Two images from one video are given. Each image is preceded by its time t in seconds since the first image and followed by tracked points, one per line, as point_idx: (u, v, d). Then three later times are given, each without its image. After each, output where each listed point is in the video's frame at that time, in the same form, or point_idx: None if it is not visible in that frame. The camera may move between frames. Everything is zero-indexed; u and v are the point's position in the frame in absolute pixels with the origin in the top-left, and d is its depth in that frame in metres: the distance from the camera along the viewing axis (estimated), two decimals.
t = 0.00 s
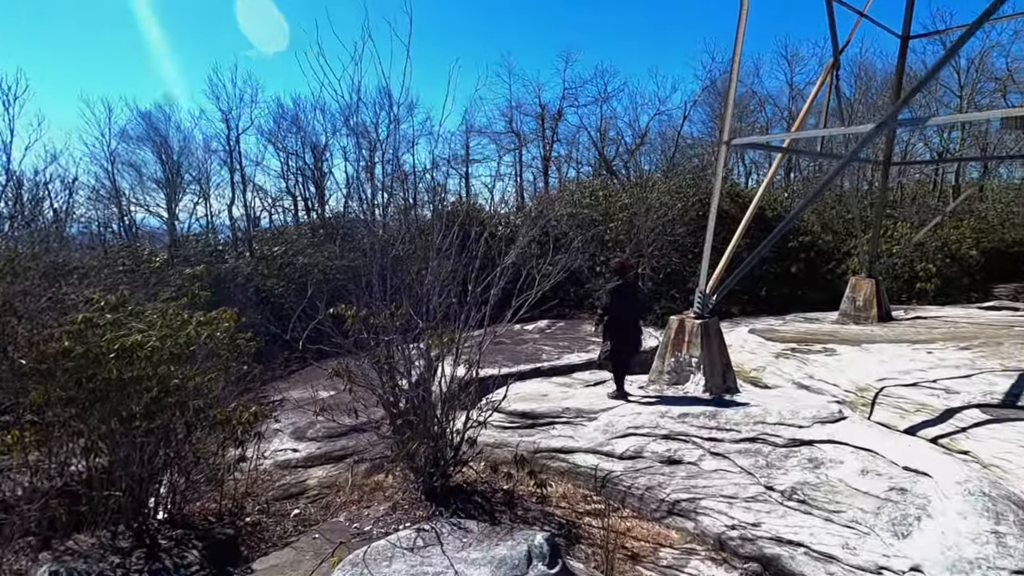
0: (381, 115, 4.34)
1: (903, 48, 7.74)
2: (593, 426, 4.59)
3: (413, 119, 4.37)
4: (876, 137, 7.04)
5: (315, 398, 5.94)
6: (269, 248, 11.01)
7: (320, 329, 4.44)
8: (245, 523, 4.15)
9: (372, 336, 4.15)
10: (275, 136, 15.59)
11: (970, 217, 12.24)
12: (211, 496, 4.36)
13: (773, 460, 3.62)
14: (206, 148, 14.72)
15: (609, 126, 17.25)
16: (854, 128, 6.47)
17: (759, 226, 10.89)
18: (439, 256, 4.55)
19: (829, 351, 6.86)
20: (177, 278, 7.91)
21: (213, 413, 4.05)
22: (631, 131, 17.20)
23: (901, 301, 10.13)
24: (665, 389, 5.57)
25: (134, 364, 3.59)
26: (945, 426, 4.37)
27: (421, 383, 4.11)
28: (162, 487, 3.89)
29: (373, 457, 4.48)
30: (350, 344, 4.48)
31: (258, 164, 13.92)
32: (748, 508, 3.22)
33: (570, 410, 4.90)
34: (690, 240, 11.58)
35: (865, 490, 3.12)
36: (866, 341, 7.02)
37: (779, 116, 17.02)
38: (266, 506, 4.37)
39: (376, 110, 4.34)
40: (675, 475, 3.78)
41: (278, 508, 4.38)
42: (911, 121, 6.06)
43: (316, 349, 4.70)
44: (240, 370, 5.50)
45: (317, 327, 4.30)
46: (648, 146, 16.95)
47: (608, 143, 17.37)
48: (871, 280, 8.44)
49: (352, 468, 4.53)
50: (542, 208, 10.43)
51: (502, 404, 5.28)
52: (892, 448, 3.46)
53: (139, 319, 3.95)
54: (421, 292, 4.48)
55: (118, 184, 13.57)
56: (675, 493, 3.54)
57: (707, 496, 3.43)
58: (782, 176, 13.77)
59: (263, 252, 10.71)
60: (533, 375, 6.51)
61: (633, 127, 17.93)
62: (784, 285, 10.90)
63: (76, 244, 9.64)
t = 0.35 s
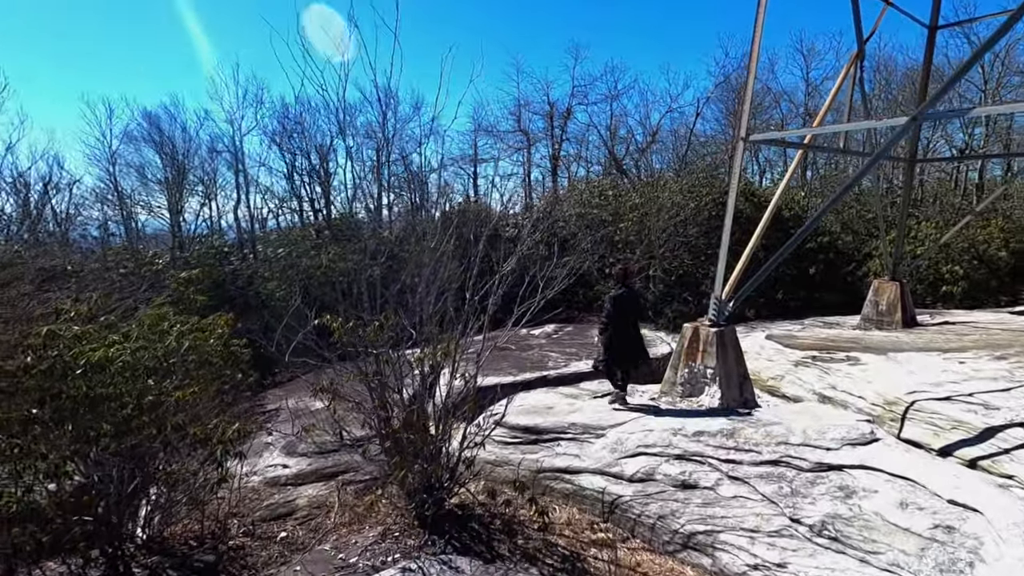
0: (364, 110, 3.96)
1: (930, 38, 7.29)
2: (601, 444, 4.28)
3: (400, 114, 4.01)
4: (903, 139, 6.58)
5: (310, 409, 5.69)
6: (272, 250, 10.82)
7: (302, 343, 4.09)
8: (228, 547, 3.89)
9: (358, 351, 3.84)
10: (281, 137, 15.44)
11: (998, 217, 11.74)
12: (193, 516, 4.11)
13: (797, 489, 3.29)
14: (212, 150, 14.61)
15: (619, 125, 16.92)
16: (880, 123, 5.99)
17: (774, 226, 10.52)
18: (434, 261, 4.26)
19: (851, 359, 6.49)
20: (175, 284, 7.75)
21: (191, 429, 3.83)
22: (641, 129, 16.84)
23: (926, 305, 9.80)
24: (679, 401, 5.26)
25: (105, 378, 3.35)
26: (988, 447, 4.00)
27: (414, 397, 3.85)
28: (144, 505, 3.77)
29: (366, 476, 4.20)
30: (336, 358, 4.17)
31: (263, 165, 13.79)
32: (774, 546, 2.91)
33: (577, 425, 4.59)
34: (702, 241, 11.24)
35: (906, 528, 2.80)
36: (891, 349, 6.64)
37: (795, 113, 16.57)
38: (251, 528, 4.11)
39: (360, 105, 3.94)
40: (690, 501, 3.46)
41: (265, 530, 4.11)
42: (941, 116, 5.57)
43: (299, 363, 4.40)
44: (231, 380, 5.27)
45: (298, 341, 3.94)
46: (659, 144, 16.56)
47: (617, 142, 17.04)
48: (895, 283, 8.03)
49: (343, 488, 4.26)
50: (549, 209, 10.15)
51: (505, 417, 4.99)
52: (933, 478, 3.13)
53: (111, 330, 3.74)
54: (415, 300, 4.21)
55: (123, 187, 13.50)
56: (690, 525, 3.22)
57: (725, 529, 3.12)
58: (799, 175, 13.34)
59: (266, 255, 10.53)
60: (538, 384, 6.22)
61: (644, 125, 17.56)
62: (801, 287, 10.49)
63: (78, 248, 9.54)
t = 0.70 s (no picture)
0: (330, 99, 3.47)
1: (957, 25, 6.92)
2: (606, 450, 4.04)
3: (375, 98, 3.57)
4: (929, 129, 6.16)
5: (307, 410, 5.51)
6: (276, 247, 10.69)
7: (287, 344, 3.86)
8: (213, 554, 3.72)
9: (346, 352, 3.62)
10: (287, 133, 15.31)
11: None
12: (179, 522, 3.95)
13: (819, 506, 3.04)
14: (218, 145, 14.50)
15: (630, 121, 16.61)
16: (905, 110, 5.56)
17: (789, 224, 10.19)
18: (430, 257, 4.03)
19: (872, 362, 6.19)
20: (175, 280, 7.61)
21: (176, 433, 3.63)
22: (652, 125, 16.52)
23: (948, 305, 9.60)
24: (689, 405, 5.01)
25: (81, 378, 3.13)
26: None
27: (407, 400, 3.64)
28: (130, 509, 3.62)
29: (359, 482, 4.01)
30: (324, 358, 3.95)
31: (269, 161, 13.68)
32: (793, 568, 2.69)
33: (581, 430, 4.36)
34: (714, 238, 10.94)
35: (941, 554, 2.56)
36: (914, 352, 6.33)
37: (811, 109, 16.17)
38: (239, 535, 3.93)
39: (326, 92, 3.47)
40: (701, 516, 3.22)
41: (252, 538, 3.93)
42: (970, 104, 5.14)
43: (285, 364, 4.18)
44: (224, 380, 5.09)
45: (283, 342, 3.72)
46: (671, 140, 16.23)
47: (628, 137, 16.74)
48: (918, 282, 7.71)
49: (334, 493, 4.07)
50: (557, 205, 9.91)
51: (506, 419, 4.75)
52: (973, 500, 2.86)
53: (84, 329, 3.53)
54: (410, 298, 3.98)
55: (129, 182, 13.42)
56: (701, 542, 3.00)
57: (739, 548, 2.90)
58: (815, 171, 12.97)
59: (269, 251, 10.40)
60: (543, 386, 6.00)
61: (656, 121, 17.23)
62: (817, 287, 10.15)
63: (81, 243, 9.44)
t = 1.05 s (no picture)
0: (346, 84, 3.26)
1: None
2: (638, 458, 3.80)
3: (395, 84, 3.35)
4: (998, 115, 5.62)
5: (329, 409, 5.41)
6: (303, 241, 10.68)
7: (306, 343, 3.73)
8: (231, 558, 3.61)
9: (365, 353, 3.47)
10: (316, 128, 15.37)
11: None
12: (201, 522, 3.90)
13: (878, 532, 2.78)
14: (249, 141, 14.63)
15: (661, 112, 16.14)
16: (974, 92, 5.04)
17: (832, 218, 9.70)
18: (452, 254, 3.84)
19: (925, 366, 5.78)
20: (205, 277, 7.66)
21: (192, 433, 3.54)
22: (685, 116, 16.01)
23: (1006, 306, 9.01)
24: (726, 410, 4.72)
25: (95, 376, 3.06)
26: None
27: (430, 402, 3.46)
28: (151, 509, 3.57)
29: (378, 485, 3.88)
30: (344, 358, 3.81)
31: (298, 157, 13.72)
32: None
33: (612, 436, 4.11)
34: (751, 234, 10.50)
35: None
36: (972, 356, 5.88)
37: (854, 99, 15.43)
38: (257, 537, 3.85)
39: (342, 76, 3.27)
40: (743, 536, 2.99)
41: (271, 541, 3.84)
42: None
43: (302, 364, 4.05)
44: (247, 376, 5.04)
45: (299, 342, 3.57)
46: (704, 132, 15.71)
47: (659, 130, 16.27)
48: (975, 281, 7.20)
49: (354, 496, 3.94)
50: (587, 199, 9.61)
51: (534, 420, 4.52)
52: None
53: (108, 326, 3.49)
54: (433, 296, 3.80)
55: (164, 178, 13.68)
56: (743, 566, 2.80)
57: None
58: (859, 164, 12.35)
59: (297, 245, 10.41)
60: (571, 387, 5.79)
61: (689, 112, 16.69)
62: (861, 286, 9.65)
63: (116, 239, 9.61)
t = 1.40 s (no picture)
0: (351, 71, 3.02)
1: None
2: (665, 471, 3.53)
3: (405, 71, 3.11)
4: None
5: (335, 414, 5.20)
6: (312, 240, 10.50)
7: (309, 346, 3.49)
8: (231, 572, 3.36)
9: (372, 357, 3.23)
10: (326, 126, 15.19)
11: None
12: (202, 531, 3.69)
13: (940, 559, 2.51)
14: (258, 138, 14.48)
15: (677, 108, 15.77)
16: None
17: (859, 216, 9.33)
18: (466, 253, 3.60)
19: (964, 372, 5.46)
20: (210, 275, 7.46)
21: (188, 440, 3.34)
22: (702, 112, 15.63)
23: None
24: (756, 418, 4.44)
25: (85, 380, 2.86)
26: None
27: (442, 410, 3.23)
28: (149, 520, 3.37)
29: (387, 497, 3.64)
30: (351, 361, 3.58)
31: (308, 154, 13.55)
32: None
33: (635, 446, 3.83)
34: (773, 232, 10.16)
35: None
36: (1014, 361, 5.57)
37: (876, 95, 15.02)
38: (260, 551, 3.63)
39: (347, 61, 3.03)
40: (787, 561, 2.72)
41: (274, 555, 3.63)
42: None
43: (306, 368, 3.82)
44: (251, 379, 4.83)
45: (302, 346, 3.34)
46: (721, 128, 15.33)
47: (674, 126, 15.91)
48: (1014, 281, 6.85)
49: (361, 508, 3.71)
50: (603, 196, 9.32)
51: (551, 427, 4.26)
52: None
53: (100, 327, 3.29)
54: (445, 297, 3.55)
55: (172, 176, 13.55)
56: None
57: None
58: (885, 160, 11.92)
59: (305, 244, 10.23)
60: (589, 391, 5.53)
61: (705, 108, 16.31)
62: (887, 286, 9.32)
63: (125, 237, 9.48)
